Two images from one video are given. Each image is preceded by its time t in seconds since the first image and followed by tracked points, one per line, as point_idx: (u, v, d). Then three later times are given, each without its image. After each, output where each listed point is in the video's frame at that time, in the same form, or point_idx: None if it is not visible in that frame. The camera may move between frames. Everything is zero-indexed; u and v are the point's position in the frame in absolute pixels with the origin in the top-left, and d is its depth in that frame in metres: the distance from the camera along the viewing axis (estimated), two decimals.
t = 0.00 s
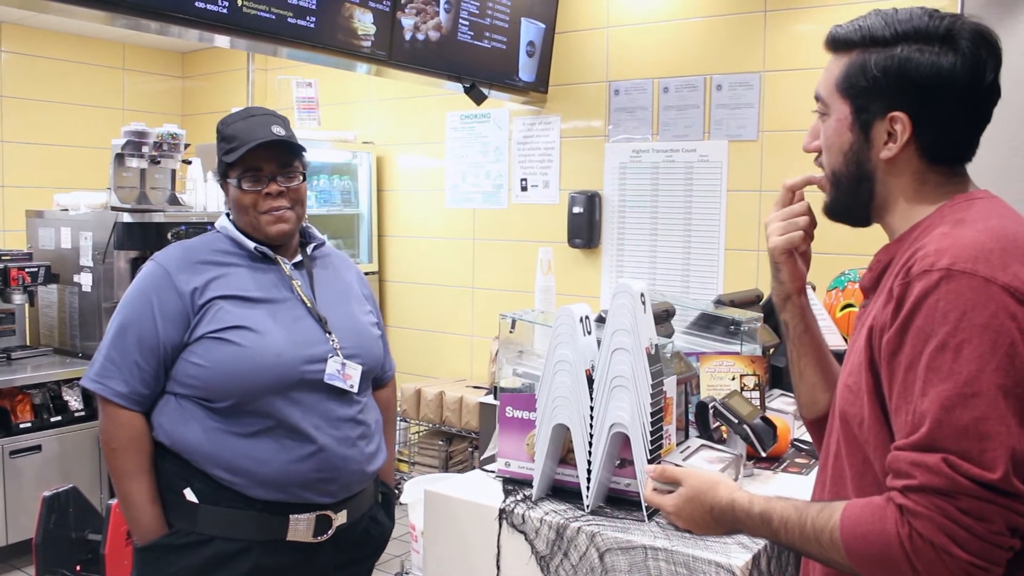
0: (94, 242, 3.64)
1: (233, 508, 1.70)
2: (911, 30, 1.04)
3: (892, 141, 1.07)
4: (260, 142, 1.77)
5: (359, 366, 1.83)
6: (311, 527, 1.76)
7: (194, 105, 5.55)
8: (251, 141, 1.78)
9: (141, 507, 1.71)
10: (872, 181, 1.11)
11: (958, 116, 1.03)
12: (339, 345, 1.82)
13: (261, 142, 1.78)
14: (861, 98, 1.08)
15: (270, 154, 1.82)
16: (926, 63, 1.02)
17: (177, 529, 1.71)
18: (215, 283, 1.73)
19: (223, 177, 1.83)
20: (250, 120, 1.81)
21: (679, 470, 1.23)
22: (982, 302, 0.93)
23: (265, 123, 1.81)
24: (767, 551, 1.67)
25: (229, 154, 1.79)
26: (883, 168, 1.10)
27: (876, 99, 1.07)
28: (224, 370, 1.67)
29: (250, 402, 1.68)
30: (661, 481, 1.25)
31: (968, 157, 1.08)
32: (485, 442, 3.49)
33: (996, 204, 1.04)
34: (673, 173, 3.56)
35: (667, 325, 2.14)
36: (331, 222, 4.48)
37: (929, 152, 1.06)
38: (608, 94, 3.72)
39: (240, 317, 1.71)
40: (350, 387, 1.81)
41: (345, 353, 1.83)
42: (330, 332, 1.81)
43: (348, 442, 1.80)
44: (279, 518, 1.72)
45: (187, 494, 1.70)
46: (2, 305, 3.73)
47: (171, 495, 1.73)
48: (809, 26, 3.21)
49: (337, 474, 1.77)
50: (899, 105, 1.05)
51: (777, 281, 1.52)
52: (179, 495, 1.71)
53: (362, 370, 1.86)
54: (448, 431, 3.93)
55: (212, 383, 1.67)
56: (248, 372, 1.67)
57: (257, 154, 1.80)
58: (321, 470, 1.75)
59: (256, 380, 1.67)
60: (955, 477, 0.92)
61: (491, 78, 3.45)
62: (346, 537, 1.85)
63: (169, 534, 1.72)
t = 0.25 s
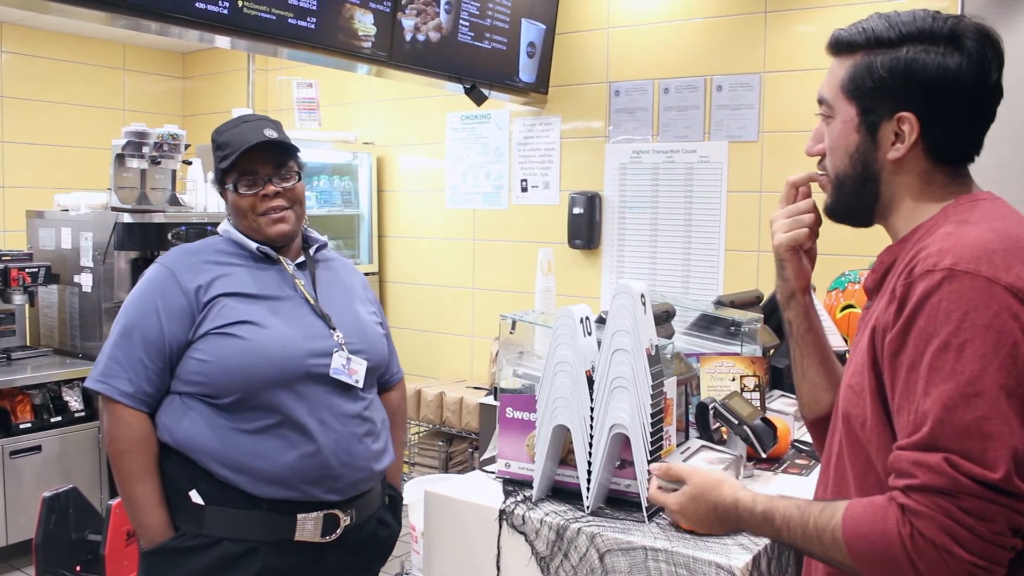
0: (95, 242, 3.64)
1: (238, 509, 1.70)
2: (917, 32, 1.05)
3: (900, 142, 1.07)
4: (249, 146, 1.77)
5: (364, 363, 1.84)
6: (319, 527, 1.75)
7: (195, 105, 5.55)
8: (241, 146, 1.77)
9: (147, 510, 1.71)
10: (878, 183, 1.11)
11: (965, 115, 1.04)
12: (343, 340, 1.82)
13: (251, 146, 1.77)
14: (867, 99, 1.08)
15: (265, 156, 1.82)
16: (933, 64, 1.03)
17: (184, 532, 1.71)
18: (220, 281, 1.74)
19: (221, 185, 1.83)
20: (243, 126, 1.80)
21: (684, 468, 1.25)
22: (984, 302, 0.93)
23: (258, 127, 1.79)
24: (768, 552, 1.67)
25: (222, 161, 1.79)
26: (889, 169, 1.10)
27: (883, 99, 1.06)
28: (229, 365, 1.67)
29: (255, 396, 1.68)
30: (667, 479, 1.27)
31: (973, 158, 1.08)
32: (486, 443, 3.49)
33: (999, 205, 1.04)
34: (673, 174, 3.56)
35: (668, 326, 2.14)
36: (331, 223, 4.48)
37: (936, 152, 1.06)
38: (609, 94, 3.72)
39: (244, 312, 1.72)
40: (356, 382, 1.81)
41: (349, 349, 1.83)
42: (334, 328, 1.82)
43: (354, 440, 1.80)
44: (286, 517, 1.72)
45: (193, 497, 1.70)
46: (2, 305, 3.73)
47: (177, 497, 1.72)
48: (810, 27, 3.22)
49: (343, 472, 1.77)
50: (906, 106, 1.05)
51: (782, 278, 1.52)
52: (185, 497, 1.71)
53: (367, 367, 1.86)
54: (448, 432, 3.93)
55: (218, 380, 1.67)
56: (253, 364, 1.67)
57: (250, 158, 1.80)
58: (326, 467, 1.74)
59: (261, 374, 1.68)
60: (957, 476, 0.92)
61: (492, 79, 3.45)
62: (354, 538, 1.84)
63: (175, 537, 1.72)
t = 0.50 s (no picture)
0: (95, 242, 3.64)
1: (240, 509, 1.70)
2: (912, 35, 1.05)
3: (890, 144, 1.08)
4: (243, 139, 1.78)
5: (368, 363, 1.84)
6: (321, 529, 1.75)
7: (195, 105, 5.55)
8: (236, 142, 1.79)
9: (150, 510, 1.71)
10: (871, 183, 1.12)
11: (958, 120, 1.03)
12: (346, 341, 1.81)
13: (245, 140, 1.78)
14: (860, 101, 1.08)
15: (262, 150, 1.83)
16: (923, 67, 1.03)
17: (187, 533, 1.71)
18: (226, 280, 1.74)
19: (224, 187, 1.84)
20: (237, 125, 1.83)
21: (684, 469, 1.23)
22: (984, 303, 0.93)
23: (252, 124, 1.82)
24: (767, 552, 1.67)
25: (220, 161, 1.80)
26: (882, 170, 1.10)
27: (875, 102, 1.07)
28: (232, 365, 1.67)
29: (258, 395, 1.68)
30: (666, 480, 1.25)
31: (970, 161, 1.08)
32: (485, 444, 3.49)
33: (999, 206, 1.04)
34: (673, 175, 3.56)
35: (667, 327, 2.14)
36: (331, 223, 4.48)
37: (929, 155, 1.06)
38: (609, 95, 3.72)
39: (250, 311, 1.72)
40: (360, 383, 1.80)
41: (353, 350, 1.83)
42: (337, 329, 1.81)
43: (356, 440, 1.80)
44: (289, 518, 1.72)
45: (195, 497, 1.70)
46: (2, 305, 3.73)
47: (179, 498, 1.72)
48: (810, 28, 3.22)
49: (345, 471, 1.77)
50: (897, 109, 1.06)
51: (775, 284, 1.52)
52: (188, 498, 1.71)
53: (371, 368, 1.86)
54: (448, 433, 3.93)
55: (222, 378, 1.67)
56: (257, 364, 1.67)
57: (247, 153, 1.81)
58: (329, 466, 1.74)
59: (265, 372, 1.68)
60: (957, 478, 0.92)
61: (492, 79, 3.45)
62: (357, 540, 1.84)
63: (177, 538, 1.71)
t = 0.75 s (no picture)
0: (94, 243, 3.64)
1: (239, 509, 1.70)
2: (921, 33, 1.04)
3: (892, 143, 1.07)
4: (262, 136, 1.78)
5: (372, 371, 1.84)
6: (319, 530, 1.75)
7: (194, 106, 5.55)
8: (254, 140, 1.79)
9: (150, 509, 1.70)
10: (871, 181, 1.12)
11: (962, 122, 1.04)
12: (350, 349, 1.82)
13: (264, 138, 1.79)
14: (864, 97, 1.08)
15: (279, 149, 1.83)
16: (932, 66, 1.03)
17: (183, 532, 1.71)
18: (236, 279, 1.74)
19: (238, 186, 1.84)
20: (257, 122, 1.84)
21: (679, 475, 1.20)
22: (988, 305, 0.93)
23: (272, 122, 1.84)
24: (767, 553, 1.67)
25: (236, 158, 1.80)
26: (883, 168, 1.10)
27: (880, 99, 1.07)
28: (237, 369, 1.67)
29: (259, 399, 1.68)
30: (662, 485, 1.22)
31: (968, 164, 1.08)
32: (485, 444, 3.49)
33: (997, 206, 1.05)
34: (673, 175, 3.56)
35: (667, 327, 2.14)
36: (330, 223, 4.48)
37: (928, 156, 1.07)
38: (608, 95, 3.72)
39: (261, 313, 1.72)
40: (362, 391, 1.80)
41: (357, 358, 1.83)
42: (342, 336, 1.81)
43: (357, 442, 1.80)
44: (288, 519, 1.72)
45: (192, 496, 1.70)
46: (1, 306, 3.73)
47: (179, 498, 1.72)
48: (809, 28, 3.22)
49: (345, 473, 1.78)
50: (903, 107, 1.05)
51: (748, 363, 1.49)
52: (185, 497, 1.71)
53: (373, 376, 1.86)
54: (448, 433, 3.93)
55: (226, 378, 1.67)
56: (262, 369, 1.67)
57: (264, 152, 1.82)
58: (329, 469, 1.75)
59: (271, 377, 1.68)
60: (964, 481, 0.92)
61: (491, 80, 3.45)
62: (354, 541, 1.84)
63: (174, 537, 1.71)
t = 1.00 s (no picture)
0: (93, 242, 3.64)
1: (234, 508, 1.70)
2: (916, 34, 1.04)
3: (890, 144, 1.07)
4: (287, 137, 1.78)
5: (370, 380, 1.83)
6: (311, 530, 1.75)
7: (194, 106, 5.55)
8: (281, 139, 1.78)
9: (143, 506, 1.71)
10: (869, 182, 1.12)
11: (959, 121, 1.04)
12: (351, 358, 1.81)
13: (291, 139, 1.78)
14: (861, 99, 1.08)
15: (302, 151, 1.83)
16: (928, 67, 1.03)
17: (177, 531, 1.72)
18: (239, 281, 1.74)
19: (252, 178, 1.83)
20: (281, 119, 1.83)
21: (676, 470, 1.23)
22: (983, 307, 0.93)
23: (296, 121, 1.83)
24: (766, 553, 1.68)
25: (259, 152, 1.79)
26: (881, 170, 1.10)
27: (877, 100, 1.07)
28: (236, 372, 1.67)
29: (256, 408, 1.68)
30: (660, 480, 1.24)
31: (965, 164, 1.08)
32: (483, 444, 3.49)
33: (993, 208, 1.05)
34: (672, 176, 3.56)
35: (666, 327, 2.14)
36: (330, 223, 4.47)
37: (924, 157, 1.07)
38: (608, 96, 3.73)
39: (259, 319, 1.71)
40: (360, 401, 1.80)
41: (356, 367, 1.82)
42: (343, 344, 1.81)
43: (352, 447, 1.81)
44: (281, 521, 1.72)
45: (187, 494, 1.71)
46: None
47: (173, 496, 1.73)
48: (808, 29, 3.22)
49: (342, 475, 1.79)
50: (898, 108, 1.06)
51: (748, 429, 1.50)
52: (180, 496, 1.72)
53: (371, 384, 1.85)
54: (446, 433, 3.93)
55: (221, 383, 1.67)
56: (257, 377, 1.67)
57: (287, 152, 1.81)
58: (325, 471, 1.75)
59: (266, 386, 1.67)
60: (956, 482, 0.92)
61: (490, 80, 3.45)
62: (347, 541, 1.85)
63: (167, 535, 1.72)
